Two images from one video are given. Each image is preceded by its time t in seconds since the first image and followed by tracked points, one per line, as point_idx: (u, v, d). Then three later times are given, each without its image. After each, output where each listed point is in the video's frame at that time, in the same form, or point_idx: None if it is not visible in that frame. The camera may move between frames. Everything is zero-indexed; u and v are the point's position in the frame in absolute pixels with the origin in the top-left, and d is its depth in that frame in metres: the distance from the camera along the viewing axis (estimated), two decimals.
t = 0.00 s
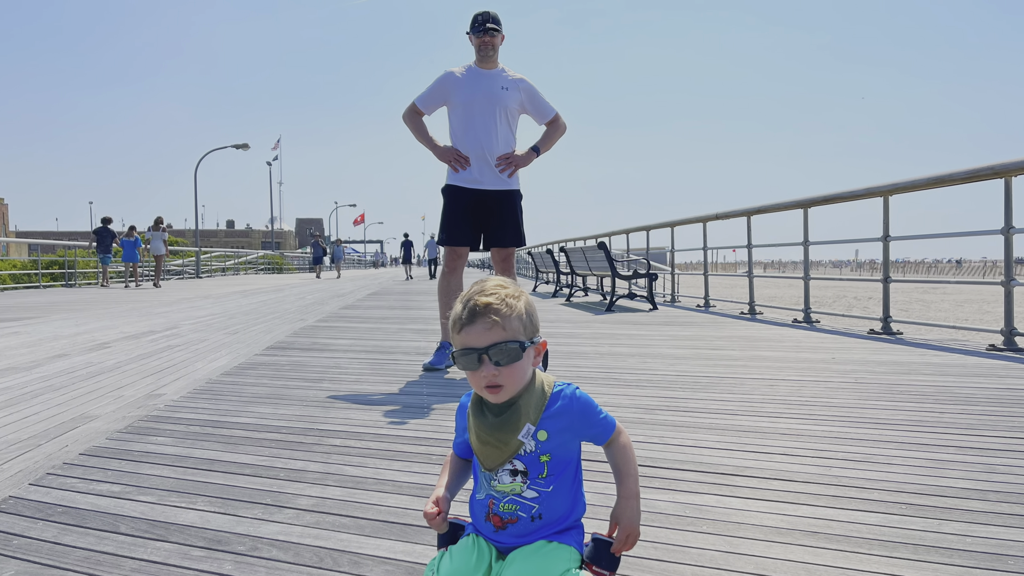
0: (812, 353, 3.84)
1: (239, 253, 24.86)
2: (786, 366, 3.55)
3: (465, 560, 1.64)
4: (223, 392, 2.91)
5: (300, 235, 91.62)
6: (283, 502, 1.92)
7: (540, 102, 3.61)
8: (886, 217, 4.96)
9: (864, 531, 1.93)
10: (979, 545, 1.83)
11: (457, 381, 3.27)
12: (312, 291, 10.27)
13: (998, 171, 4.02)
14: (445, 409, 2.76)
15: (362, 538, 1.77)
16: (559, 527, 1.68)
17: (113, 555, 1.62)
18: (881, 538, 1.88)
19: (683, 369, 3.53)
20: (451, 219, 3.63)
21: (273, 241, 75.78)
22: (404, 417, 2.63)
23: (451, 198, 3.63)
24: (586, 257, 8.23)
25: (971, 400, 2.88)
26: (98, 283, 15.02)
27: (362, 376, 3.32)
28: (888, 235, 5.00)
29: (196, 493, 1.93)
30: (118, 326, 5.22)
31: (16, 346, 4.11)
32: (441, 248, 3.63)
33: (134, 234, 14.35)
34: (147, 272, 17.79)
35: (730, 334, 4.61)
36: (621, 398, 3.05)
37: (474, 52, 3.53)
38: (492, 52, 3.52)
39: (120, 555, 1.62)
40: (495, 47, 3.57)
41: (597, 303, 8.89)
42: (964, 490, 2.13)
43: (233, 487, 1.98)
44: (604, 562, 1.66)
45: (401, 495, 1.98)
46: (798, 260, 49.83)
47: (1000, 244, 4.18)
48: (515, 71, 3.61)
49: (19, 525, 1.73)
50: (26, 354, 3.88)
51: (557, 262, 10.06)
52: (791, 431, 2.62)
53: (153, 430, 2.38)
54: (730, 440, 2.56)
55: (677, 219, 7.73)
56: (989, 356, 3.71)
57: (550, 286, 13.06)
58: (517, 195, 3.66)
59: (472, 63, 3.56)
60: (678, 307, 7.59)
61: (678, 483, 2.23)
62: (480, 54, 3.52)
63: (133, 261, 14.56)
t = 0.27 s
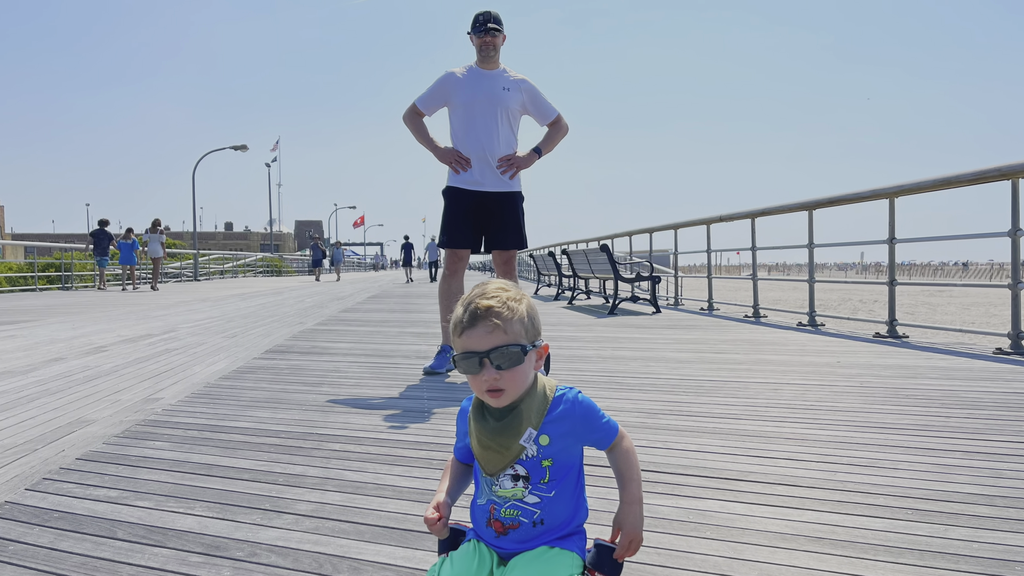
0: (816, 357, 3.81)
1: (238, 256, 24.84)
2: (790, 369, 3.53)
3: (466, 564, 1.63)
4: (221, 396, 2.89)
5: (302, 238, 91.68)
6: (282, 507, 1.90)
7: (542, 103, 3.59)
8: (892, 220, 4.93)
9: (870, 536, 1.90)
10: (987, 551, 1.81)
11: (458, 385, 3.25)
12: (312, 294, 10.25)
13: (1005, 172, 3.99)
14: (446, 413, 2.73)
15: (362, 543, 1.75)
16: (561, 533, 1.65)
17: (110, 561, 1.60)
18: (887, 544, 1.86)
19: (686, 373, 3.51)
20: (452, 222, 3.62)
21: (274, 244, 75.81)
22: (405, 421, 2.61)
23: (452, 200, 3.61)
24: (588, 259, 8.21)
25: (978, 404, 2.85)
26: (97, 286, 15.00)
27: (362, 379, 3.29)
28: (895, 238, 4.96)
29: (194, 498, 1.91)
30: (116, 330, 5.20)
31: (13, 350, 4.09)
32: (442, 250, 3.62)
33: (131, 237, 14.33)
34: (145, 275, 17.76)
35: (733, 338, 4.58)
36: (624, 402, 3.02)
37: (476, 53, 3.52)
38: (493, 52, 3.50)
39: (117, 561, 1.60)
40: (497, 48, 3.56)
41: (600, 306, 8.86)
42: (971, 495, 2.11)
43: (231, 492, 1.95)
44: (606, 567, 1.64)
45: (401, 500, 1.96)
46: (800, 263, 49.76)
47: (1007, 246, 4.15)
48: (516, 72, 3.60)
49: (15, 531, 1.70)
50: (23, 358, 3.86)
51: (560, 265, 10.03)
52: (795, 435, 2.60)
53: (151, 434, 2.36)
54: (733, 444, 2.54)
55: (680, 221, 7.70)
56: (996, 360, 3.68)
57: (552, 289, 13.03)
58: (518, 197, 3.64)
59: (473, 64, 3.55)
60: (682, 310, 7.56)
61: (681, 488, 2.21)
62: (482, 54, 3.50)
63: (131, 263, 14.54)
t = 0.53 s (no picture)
0: (821, 360, 3.79)
1: (236, 258, 24.80)
2: (795, 373, 3.50)
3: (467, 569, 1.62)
4: (219, 400, 2.87)
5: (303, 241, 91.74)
6: (281, 512, 1.87)
7: (544, 104, 3.58)
8: (897, 222, 4.90)
9: (876, 542, 1.88)
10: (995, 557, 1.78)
11: (459, 389, 3.23)
12: (312, 297, 10.22)
13: (1012, 174, 3.97)
14: (446, 418, 2.71)
15: (362, 549, 1.73)
16: (563, 539, 1.63)
17: (106, 567, 1.58)
18: (893, 550, 1.83)
19: (690, 377, 3.49)
20: (453, 224, 3.60)
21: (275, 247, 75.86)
22: (405, 425, 2.59)
23: (453, 202, 3.59)
24: (591, 262, 8.18)
25: (985, 408, 2.82)
26: (93, 289, 14.97)
27: (362, 384, 3.27)
28: (900, 240, 4.94)
29: (192, 503, 1.89)
30: (113, 333, 5.18)
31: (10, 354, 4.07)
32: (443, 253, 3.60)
33: (128, 239, 14.31)
34: (142, 277, 17.73)
35: (737, 341, 4.56)
36: (627, 407, 3.00)
37: (477, 53, 3.50)
38: (494, 52, 3.49)
39: (113, 567, 1.58)
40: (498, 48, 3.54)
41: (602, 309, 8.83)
42: (977, 501, 2.08)
43: (229, 497, 1.93)
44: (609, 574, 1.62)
45: (402, 505, 1.93)
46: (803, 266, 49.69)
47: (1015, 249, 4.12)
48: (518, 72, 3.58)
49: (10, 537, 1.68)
50: (20, 361, 3.84)
51: (561, 267, 10.01)
52: (799, 440, 2.57)
53: (149, 439, 2.34)
54: (737, 449, 2.51)
55: (684, 223, 7.68)
56: (1003, 364, 3.65)
57: (554, 292, 13.00)
58: (520, 199, 3.62)
59: (474, 64, 3.53)
60: (685, 313, 7.53)
61: (685, 493, 2.18)
62: (483, 54, 3.49)
63: (127, 266, 14.51)
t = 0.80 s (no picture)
0: (825, 364, 3.76)
1: (233, 260, 24.75)
2: (800, 377, 3.47)
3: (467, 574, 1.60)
4: (217, 404, 2.85)
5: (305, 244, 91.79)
6: (280, 518, 1.85)
7: (545, 104, 3.56)
8: (903, 224, 4.88)
9: (882, 548, 1.85)
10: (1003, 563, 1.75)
11: (460, 393, 3.20)
12: (312, 300, 10.20)
13: (1020, 176, 3.94)
14: (447, 423, 2.69)
15: (362, 555, 1.70)
16: (566, 544, 1.61)
17: (103, 574, 1.56)
18: (899, 556, 1.81)
19: (693, 381, 3.46)
20: (454, 226, 3.58)
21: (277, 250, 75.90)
22: (406, 430, 2.57)
23: (454, 204, 3.57)
24: (593, 265, 8.16)
25: (992, 412, 2.80)
26: (89, 291, 14.94)
27: (362, 388, 3.25)
28: (906, 243, 4.91)
29: (190, 509, 1.86)
30: (110, 337, 5.15)
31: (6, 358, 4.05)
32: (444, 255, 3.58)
33: (125, 241, 14.27)
34: (140, 280, 17.70)
35: (741, 345, 4.53)
36: (630, 411, 2.98)
37: (478, 53, 3.49)
38: (496, 53, 3.47)
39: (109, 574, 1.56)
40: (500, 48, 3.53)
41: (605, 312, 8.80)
42: (984, 506, 2.05)
43: (228, 503, 1.91)
44: None
45: (402, 511, 1.91)
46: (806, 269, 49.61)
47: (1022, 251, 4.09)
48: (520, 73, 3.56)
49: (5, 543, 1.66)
50: (16, 365, 3.82)
51: (564, 270, 9.98)
52: (803, 445, 2.55)
53: (147, 443, 2.32)
54: (740, 454, 2.48)
55: (687, 226, 7.65)
56: (1011, 367, 3.62)
57: (556, 295, 12.97)
58: (521, 201, 3.60)
59: (476, 64, 3.52)
60: (689, 316, 7.49)
61: (689, 499, 2.16)
62: (484, 54, 3.47)
63: (124, 268, 14.47)
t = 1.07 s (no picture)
0: (830, 368, 3.73)
1: (232, 263, 24.72)
2: (804, 381, 3.45)
3: None
4: (215, 409, 2.83)
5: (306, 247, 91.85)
6: (279, 523, 1.83)
7: (547, 105, 3.55)
8: (909, 227, 4.85)
9: (888, 554, 1.83)
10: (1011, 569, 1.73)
11: (462, 397, 3.18)
12: (312, 304, 10.17)
13: None
14: (448, 427, 2.66)
15: (361, 561, 1.68)
16: (568, 551, 1.59)
17: None
18: (905, 562, 1.78)
19: (697, 385, 3.43)
20: (455, 228, 3.56)
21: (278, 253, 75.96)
22: (406, 435, 2.55)
23: (455, 206, 3.55)
24: (596, 268, 8.13)
25: (999, 417, 2.77)
26: (87, 294, 14.91)
27: (362, 392, 3.23)
28: (912, 245, 4.88)
29: (188, 514, 1.84)
30: (108, 341, 5.14)
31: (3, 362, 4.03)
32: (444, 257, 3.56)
33: (122, 244, 14.24)
34: (137, 283, 17.66)
35: (745, 348, 4.50)
36: (633, 416, 2.95)
37: (479, 54, 3.47)
38: (497, 53, 3.46)
39: None
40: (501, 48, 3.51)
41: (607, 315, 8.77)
42: (991, 511, 2.03)
43: (225, 508, 1.89)
44: None
45: (402, 516, 1.89)
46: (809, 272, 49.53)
47: None
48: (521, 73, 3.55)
49: None
50: (13, 369, 3.80)
51: (566, 273, 9.95)
52: (807, 449, 2.52)
53: (144, 448, 2.30)
54: (744, 459, 2.46)
55: (691, 228, 7.62)
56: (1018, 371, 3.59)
57: (558, 299, 12.93)
58: (523, 203, 3.58)
59: (476, 65, 3.50)
60: (692, 319, 7.46)
61: (693, 504, 2.13)
62: (486, 55, 3.46)
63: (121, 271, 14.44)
